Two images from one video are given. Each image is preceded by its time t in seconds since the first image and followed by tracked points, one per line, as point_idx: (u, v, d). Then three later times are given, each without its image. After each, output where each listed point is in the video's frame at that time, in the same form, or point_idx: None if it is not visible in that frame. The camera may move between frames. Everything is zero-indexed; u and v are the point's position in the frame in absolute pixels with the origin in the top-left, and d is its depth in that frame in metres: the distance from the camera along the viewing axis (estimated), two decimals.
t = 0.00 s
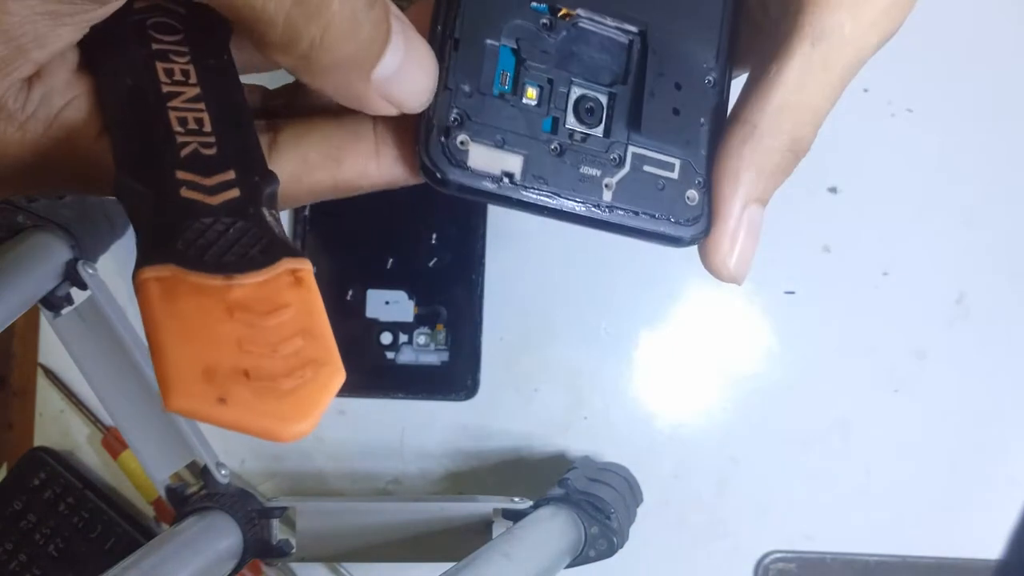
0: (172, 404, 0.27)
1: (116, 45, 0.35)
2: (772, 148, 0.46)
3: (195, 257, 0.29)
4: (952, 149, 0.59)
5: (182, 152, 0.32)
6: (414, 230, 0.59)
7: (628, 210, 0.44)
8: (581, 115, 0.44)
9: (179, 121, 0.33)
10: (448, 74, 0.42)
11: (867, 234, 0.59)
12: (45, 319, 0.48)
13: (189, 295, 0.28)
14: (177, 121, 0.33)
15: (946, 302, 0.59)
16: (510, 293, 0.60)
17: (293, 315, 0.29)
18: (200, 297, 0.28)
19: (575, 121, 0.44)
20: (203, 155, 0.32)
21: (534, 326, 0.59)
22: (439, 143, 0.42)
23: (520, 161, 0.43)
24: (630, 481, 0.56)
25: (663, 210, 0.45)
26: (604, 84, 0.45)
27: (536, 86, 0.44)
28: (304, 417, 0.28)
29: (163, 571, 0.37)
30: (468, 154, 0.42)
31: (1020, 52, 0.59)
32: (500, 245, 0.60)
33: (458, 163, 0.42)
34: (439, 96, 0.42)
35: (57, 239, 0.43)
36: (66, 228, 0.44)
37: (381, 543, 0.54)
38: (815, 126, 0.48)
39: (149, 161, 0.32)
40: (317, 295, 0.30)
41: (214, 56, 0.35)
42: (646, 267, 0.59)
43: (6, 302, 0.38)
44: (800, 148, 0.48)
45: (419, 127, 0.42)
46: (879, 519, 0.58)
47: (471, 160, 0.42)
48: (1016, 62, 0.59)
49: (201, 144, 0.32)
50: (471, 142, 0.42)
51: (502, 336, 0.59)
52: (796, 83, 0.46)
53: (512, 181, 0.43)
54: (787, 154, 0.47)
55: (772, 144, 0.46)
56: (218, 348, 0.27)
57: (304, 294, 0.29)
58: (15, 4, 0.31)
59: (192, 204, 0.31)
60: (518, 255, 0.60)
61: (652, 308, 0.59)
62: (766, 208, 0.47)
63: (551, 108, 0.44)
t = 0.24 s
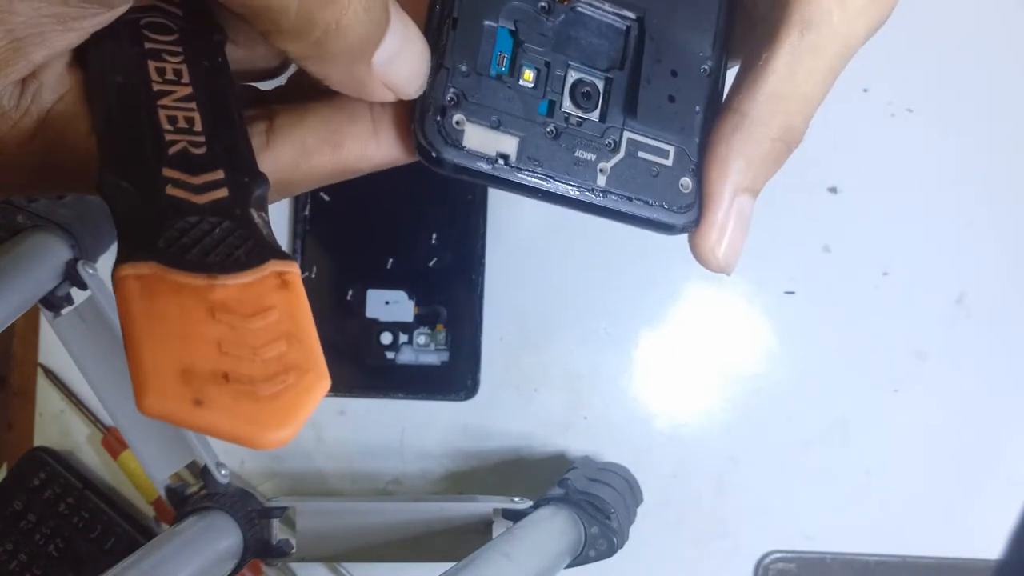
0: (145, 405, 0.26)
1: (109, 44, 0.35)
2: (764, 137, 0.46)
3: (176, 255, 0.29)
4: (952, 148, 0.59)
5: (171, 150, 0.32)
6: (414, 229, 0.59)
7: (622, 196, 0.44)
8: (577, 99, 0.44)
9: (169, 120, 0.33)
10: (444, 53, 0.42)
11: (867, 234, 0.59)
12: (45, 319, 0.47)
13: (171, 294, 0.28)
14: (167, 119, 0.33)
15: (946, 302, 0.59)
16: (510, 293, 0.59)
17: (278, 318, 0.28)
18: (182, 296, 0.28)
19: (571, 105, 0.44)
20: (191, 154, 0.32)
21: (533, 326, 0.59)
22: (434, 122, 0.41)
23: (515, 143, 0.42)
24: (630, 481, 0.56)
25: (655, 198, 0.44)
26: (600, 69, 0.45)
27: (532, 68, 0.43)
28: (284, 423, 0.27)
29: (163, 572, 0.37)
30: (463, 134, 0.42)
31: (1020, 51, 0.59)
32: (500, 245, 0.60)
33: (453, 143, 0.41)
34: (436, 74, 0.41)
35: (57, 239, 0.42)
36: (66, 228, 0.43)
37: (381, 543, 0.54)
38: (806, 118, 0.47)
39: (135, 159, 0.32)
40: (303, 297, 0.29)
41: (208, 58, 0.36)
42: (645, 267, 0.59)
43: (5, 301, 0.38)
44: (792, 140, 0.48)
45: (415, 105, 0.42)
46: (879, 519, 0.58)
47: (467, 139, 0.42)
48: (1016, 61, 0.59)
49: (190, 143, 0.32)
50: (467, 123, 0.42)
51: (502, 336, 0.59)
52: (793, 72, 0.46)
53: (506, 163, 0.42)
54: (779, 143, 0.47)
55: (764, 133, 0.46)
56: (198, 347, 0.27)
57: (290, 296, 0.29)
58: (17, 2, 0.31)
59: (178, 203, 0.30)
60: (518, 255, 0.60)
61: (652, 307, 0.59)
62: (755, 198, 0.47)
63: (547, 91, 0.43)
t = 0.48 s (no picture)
0: (129, 406, 0.26)
1: (106, 38, 0.35)
2: (761, 134, 0.46)
3: (167, 253, 0.28)
4: (953, 148, 0.59)
5: (167, 145, 0.32)
6: (414, 229, 0.59)
7: (622, 190, 0.44)
8: (579, 92, 0.43)
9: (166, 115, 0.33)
10: (448, 42, 0.41)
11: (867, 234, 0.59)
12: (44, 319, 0.47)
13: (160, 292, 0.27)
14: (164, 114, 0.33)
15: (946, 302, 0.59)
16: (510, 292, 0.59)
17: (269, 319, 0.28)
18: (171, 295, 0.28)
19: (573, 97, 0.43)
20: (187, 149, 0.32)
21: (534, 326, 0.59)
22: (437, 112, 0.41)
23: (518, 133, 0.42)
24: (630, 481, 0.56)
25: (653, 194, 0.44)
26: (603, 62, 0.44)
27: (536, 58, 0.43)
28: (273, 427, 0.27)
29: (163, 571, 0.37)
30: (466, 124, 0.41)
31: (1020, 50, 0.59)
32: (500, 244, 0.60)
33: (456, 132, 0.41)
34: (441, 61, 0.41)
35: (57, 239, 0.42)
36: (66, 228, 0.43)
37: (381, 543, 0.54)
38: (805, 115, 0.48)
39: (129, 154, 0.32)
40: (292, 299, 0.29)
41: (205, 53, 0.36)
42: (646, 267, 0.59)
43: (5, 301, 0.38)
44: (788, 138, 0.48)
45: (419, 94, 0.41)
46: (879, 519, 0.58)
47: (470, 129, 0.41)
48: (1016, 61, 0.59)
49: (185, 139, 0.33)
50: (470, 113, 0.41)
51: (502, 335, 0.59)
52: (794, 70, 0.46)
53: (507, 154, 0.42)
54: (777, 141, 0.47)
55: (761, 131, 0.46)
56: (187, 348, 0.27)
57: (281, 297, 0.29)
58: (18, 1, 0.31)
59: (171, 199, 0.31)
60: (518, 255, 0.60)
61: (652, 307, 0.59)
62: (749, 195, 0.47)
63: (550, 83, 0.43)
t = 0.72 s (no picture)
0: (154, 397, 0.27)
1: (110, 33, 0.35)
2: (789, 129, 0.44)
3: (183, 246, 0.29)
4: (953, 148, 0.59)
5: (176, 138, 0.32)
6: (415, 229, 0.59)
7: (637, 186, 0.43)
8: (591, 86, 0.43)
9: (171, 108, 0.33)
10: (453, 34, 0.41)
11: (867, 234, 0.59)
12: (44, 319, 0.47)
13: (175, 286, 0.28)
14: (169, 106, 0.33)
15: (946, 302, 0.59)
16: (510, 292, 0.59)
17: (286, 307, 0.28)
18: (186, 288, 0.28)
19: (585, 92, 0.42)
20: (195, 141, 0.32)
21: (534, 326, 0.59)
22: (441, 104, 0.41)
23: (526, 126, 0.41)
24: (630, 481, 0.56)
25: (671, 189, 0.43)
26: (615, 57, 0.43)
27: (545, 52, 0.42)
28: (292, 414, 0.27)
29: (163, 571, 0.37)
30: (471, 116, 0.41)
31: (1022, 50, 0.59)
32: (500, 244, 0.60)
33: (460, 125, 0.41)
34: (445, 54, 0.41)
35: (57, 239, 0.43)
36: (66, 228, 0.43)
37: (381, 543, 0.54)
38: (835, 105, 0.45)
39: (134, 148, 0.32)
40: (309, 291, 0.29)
41: (209, 44, 0.36)
42: (645, 268, 0.59)
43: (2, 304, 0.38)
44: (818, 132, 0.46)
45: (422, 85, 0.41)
46: (879, 519, 0.58)
47: (475, 121, 0.41)
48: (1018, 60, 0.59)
49: (193, 131, 0.32)
50: (476, 106, 0.41)
51: (503, 335, 0.59)
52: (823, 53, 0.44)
53: (515, 148, 0.41)
54: (806, 134, 0.45)
55: (789, 125, 0.44)
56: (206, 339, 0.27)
57: (297, 285, 0.29)
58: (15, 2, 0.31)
59: (183, 192, 0.30)
60: (517, 255, 0.60)
61: (652, 307, 0.59)
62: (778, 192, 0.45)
63: (559, 76, 0.42)
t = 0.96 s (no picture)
0: (159, 395, 0.27)
1: (97, 32, 0.36)
2: (788, 118, 0.42)
3: (178, 243, 0.29)
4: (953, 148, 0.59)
5: (168, 137, 0.32)
6: (414, 229, 0.59)
7: (626, 175, 0.41)
8: (577, 78, 0.42)
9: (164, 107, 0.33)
10: (434, 27, 0.40)
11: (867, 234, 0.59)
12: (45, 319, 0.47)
13: (173, 284, 0.28)
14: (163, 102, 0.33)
15: (946, 302, 0.59)
16: (510, 292, 0.59)
17: (285, 301, 0.28)
18: (184, 285, 0.28)
19: (571, 84, 0.41)
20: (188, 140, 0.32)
21: (533, 325, 0.59)
22: (421, 94, 0.40)
23: (508, 117, 0.41)
24: (630, 481, 0.56)
25: (663, 179, 0.42)
26: (604, 48, 0.42)
27: (530, 44, 0.41)
28: (294, 406, 0.27)
29: (163, 571, 0.37)
30: (450, 106, 0.40)
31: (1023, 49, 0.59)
32: (500, 244, 0.60)
33: (440, 114, 0.40)
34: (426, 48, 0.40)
35: (57, 239, 0.43)
36: (66, 227, 0.44)
37: (380, 544, 0.54)
38: (838, 95, 0.44)
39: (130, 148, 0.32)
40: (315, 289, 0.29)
41: (196, 43, 0.36)
42: (646, 268, 0.59)
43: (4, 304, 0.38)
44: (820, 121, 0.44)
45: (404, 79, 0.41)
46: (880, 519, 0.58)
47: (454, 111, 0.40)
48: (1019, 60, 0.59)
49: (185, 130, 0.32)
50: (456, 96, 0.40)
51: (503, 335, 0.59)
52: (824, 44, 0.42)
53: (496, 137, 0.40)
54: (807, 125, 0.43)
55: (789, 115, 0.42)
56: (206, 334, 0.27)
57: (295, 278, 0.28)
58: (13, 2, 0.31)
59: (177, 190, 0.30)
60: (517, 255, 0.60)
61: (653, 307, 0.59)
62: (779, 183, 0.43)
63: (543, 67, 0.41)
